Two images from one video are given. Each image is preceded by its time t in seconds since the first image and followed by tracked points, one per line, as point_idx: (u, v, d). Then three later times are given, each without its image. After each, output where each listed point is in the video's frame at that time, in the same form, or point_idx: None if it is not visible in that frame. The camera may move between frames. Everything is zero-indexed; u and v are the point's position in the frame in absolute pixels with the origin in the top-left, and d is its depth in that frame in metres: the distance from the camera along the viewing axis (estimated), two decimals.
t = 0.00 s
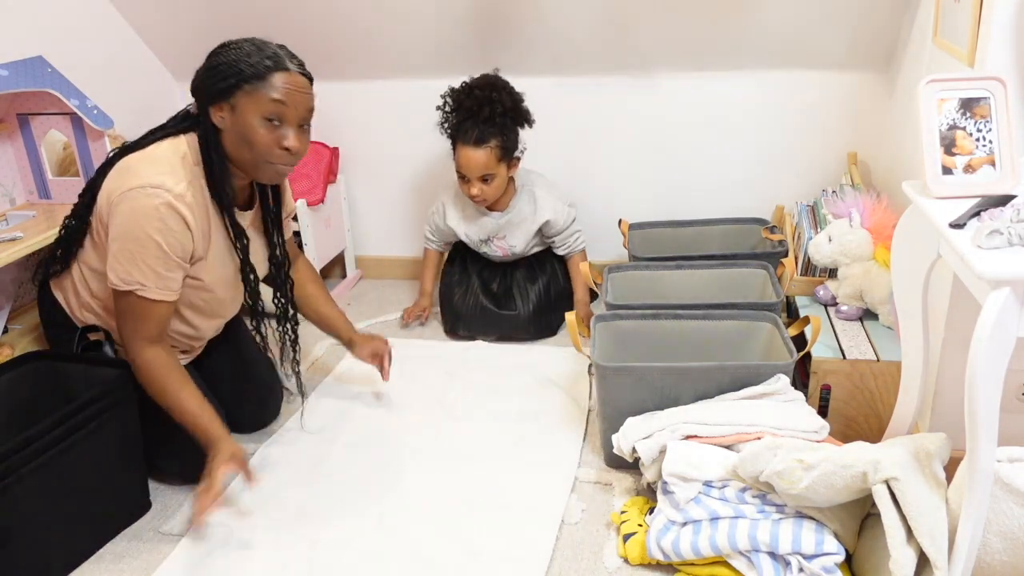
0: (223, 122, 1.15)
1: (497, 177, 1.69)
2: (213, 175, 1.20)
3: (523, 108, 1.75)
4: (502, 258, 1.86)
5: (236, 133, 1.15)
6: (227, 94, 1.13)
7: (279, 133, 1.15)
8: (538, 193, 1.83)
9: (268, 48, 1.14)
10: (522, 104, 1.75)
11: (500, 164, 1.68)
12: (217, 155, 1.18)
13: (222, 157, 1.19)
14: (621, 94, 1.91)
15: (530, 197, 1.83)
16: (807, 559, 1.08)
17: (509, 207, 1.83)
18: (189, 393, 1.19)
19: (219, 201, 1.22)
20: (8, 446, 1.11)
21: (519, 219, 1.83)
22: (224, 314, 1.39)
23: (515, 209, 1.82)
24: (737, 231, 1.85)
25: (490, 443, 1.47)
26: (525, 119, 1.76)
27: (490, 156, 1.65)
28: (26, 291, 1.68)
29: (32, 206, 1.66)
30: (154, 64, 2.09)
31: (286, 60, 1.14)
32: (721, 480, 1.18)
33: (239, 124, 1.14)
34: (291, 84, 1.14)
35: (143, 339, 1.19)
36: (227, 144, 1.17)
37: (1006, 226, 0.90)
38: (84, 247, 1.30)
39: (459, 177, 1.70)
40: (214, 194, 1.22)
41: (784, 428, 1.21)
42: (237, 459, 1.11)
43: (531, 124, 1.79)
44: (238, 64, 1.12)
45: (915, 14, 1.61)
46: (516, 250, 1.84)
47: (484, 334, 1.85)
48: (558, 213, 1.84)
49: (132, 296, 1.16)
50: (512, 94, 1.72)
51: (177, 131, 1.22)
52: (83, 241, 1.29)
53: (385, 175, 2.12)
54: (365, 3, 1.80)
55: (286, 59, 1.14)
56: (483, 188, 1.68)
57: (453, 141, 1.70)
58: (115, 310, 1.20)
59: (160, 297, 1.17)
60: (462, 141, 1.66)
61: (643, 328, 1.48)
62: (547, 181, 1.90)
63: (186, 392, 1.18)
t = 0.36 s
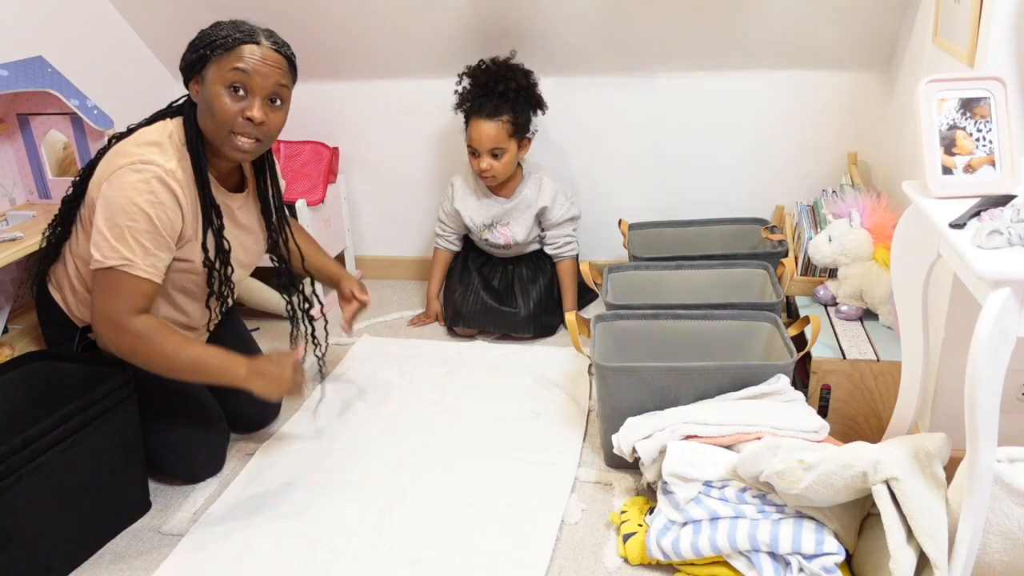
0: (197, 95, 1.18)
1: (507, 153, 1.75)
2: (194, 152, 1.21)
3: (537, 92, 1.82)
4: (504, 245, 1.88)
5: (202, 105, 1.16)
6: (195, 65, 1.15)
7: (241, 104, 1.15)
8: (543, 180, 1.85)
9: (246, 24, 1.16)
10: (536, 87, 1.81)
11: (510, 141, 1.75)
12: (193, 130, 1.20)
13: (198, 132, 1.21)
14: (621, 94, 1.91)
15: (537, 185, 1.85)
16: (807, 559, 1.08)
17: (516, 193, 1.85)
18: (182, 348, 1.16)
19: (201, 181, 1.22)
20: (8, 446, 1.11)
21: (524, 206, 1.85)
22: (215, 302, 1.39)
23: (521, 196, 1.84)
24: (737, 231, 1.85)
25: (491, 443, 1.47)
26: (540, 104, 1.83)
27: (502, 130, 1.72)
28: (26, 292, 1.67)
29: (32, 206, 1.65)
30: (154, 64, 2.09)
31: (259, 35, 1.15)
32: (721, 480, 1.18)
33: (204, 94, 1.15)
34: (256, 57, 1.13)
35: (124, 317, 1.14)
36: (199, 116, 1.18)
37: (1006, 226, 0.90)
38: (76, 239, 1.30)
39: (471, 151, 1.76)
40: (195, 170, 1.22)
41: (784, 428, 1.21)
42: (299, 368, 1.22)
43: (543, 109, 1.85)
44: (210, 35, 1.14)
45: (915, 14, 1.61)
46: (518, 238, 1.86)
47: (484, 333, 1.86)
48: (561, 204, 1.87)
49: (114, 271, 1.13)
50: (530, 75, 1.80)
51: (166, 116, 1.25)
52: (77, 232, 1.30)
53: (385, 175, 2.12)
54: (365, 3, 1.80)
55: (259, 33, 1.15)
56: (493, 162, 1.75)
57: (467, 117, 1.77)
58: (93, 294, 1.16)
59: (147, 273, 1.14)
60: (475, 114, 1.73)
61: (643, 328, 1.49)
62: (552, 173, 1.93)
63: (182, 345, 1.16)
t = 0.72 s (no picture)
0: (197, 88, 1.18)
1: (510, 144, 1.77)
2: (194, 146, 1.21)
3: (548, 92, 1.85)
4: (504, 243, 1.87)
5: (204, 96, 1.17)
6: (197, 57, 1.16)
7: (243, 95, 1.15)
8: (544, 178, 1.86)
9: (247, 19, 1.17)
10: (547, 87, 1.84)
11: (515, 132, 1.76)
12: (193, 122, 1.21)
13: (198, 125, 1.21)
14: (621, 94, 1.91)
15: (538, 182, 1.86)
16: (807, 559, 1.08)
17: (517, 192, 1.86)
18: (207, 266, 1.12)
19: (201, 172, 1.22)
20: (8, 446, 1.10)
21: (525, 203, 1.86)
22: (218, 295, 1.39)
23: (523, 194, 1.85)
24: (737, 231, 1.85)
25: (491, 444, 1.47)
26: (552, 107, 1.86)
27: (507, 119, 1.74)
28: (26, 292, 1.66)
29: (32, 205, 1.65)
30: (154, 64, 2.08)
31: (261, 30, 1.16)
32: (721, 480, 1.18)
33: (205, 86, 1.16)
34: (258, 51, 1.14)
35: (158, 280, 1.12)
36: (200, 108, 1.18)
37: (1006, 226, 0.90)
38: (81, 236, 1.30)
39: (475, 137, 1.78)
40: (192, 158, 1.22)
41: (783, 428, 1.21)
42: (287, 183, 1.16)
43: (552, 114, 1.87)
44: (212, 29, 1.15)
45: (915, 14, 1.61)
46: (518, 236, 1.86)
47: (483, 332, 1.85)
48: (562, 203, 1.87)
49: (142, 252, 1.11)
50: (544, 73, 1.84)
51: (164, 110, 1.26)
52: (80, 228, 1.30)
53: (385, 175, 2.12)
54: (365, 3, 1.80)
55: (262, 29, 1.16)
56: (495, 150, 1.76)
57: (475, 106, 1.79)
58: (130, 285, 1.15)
59: (171, 243, 1.12)
60: (484, 102, 1.76)
61: (643, 328, 1.49)
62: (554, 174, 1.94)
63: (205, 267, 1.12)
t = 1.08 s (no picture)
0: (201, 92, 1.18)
1: (510, 142, 1.77)
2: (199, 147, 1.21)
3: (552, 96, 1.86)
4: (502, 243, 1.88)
5: (211, 104, 1.16)
6: (199, 63, 1.14)
7: (250, 104, 1.15)
8: (543, 178, 1.87)
9: (246, 20, 1.14)
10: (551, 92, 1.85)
11: (516, 131, 1.77)
12: (198, 126, 1.20)
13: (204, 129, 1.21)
14: (621, 94, 1.91)
15: (537, 183, 1.87)
16: (807, 559, 1.08)
17: (516, 192, 1.86)
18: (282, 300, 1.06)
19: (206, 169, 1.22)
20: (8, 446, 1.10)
21: (525, 203, 1.86)
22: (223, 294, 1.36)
23: (521, 194, 1.85)
24: (737, 231, 1.85)
25: (491, 443, 1.47)
26: (554, 111, 1.87)
27: (508, 117, 1.75)
28: (26, 291, 1.66)
29: (32, 205, 1.65)
30: (154, 63, 2.08)
31: (262, 33, 1.14)
32: (721, 480, 1.18)
33: (211, 93, 1.15)
34: (261, 58, 1.13)
35: (211, 275, 1.06)
36: (205, 113, 1.18)
37: (1006, 226, 0.90)
38: (83, 236, 1.30)
39: (475, 134, 1.78)
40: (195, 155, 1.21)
41: (783, 428, 1.21)
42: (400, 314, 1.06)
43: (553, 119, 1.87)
44: (212, 33, 1.13)
45: (915, 14, 1.61)
46: (517, 236, 1.86)
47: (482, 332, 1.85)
48: (562, 203, 1.87)
49: (175, 237, 1.09)
50: (549, 77, 1.85)
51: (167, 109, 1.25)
52: (82, 227, 1.30)
53: (385, 175, 2.12)
54: (365, 3, 1.80)
55: (261, 32, 1.14)
56: (495, 147, 1.76)
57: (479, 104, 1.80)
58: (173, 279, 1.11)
59: (207, 227, 1.10)
60: (488, 99, 1.77)
61: (643, 328, 1.49)
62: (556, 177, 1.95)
63: (281, 300, 1.06)
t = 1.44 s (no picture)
0: (231, 115, 1.16)
1: (510, 135, 1.78)
2: (218, 162, 1.20)
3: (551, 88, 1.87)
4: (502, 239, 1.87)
5: (245, 129, 1.16)
6: (236, 91, 1.13)
7: (288, 133, 1.16)
8: (544, 174, 1.87)
9: (281, 45, 1.13)
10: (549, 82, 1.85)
11: (515, 124, 1.78)
12: (221, 144, 1.19)
13: (225, 147, 1.19)
14: (621, 94, 1.91)
15: (538, 180, 1.87)
16: (807, 559, 1.08)
17: (516, 187, 1.86)
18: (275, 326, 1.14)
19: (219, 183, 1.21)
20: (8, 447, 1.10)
21: (525, 199, 1.86)
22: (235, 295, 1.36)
23: (522, 190, 1.85)
24: (737, 231, 1.85)
25: (491, 443, 1.47)
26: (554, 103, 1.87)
27: (507, 111, 1.76)
28: (26, 292, 1.66)
29: (32, 205, 1.65)
30: (154, 64, 2.08)
31: (299, 61, 1.14)
32: (721, 480, 1.18)
33: (248, 121, 1.15)
34: (301, 87, 1.14)
35: (206, 299, 1.12)
36: (234, 134, 1.18)
37: (1006, 226, 0.90)
38: (89, 241, 1.31)
39: (475, 128, 1.79)
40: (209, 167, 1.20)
41: (783, 428, 1.21)
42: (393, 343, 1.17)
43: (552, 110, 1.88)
44: (252, 62, 1.11)
45: (915, 14, 1.61)
46: (518, 233, 1.85)
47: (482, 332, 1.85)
48: (563, 200, 1.88)
49: (176, 259, 1.13)
50: (548, 68, 1.85)
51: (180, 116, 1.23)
52: (87, 231, 1.31)
53: (385, 175, 2.12)
54: (365, 3, 1.80)
55: (299, 60, 1.14)
56: (495, 140, 1.77)
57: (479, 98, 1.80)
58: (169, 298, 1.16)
59: (208, 250, 1.14)
60: (487, 93, 1.77)
61: (642, 327, 1.49)
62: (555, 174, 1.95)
63: (270, 326, 1.14)
